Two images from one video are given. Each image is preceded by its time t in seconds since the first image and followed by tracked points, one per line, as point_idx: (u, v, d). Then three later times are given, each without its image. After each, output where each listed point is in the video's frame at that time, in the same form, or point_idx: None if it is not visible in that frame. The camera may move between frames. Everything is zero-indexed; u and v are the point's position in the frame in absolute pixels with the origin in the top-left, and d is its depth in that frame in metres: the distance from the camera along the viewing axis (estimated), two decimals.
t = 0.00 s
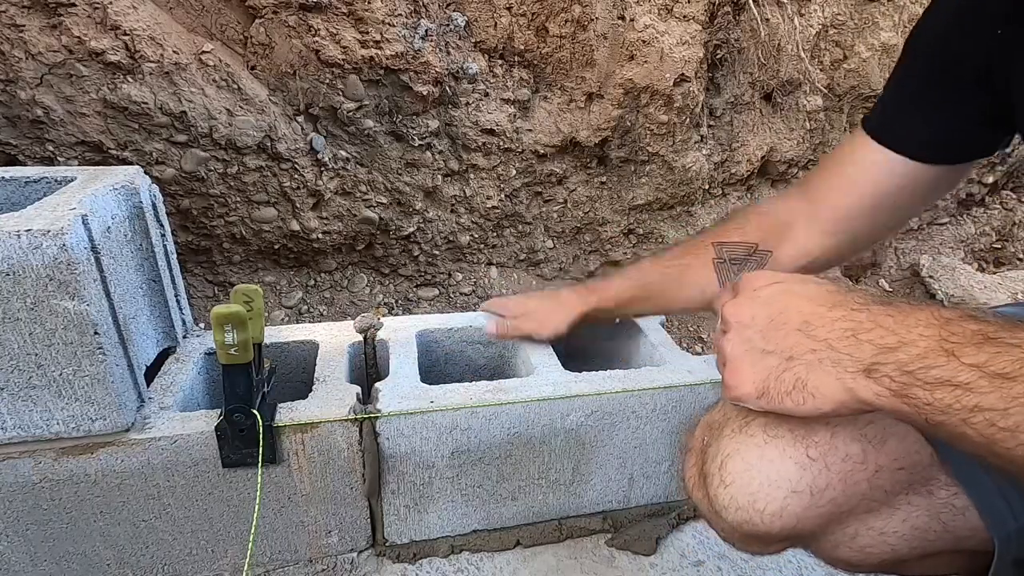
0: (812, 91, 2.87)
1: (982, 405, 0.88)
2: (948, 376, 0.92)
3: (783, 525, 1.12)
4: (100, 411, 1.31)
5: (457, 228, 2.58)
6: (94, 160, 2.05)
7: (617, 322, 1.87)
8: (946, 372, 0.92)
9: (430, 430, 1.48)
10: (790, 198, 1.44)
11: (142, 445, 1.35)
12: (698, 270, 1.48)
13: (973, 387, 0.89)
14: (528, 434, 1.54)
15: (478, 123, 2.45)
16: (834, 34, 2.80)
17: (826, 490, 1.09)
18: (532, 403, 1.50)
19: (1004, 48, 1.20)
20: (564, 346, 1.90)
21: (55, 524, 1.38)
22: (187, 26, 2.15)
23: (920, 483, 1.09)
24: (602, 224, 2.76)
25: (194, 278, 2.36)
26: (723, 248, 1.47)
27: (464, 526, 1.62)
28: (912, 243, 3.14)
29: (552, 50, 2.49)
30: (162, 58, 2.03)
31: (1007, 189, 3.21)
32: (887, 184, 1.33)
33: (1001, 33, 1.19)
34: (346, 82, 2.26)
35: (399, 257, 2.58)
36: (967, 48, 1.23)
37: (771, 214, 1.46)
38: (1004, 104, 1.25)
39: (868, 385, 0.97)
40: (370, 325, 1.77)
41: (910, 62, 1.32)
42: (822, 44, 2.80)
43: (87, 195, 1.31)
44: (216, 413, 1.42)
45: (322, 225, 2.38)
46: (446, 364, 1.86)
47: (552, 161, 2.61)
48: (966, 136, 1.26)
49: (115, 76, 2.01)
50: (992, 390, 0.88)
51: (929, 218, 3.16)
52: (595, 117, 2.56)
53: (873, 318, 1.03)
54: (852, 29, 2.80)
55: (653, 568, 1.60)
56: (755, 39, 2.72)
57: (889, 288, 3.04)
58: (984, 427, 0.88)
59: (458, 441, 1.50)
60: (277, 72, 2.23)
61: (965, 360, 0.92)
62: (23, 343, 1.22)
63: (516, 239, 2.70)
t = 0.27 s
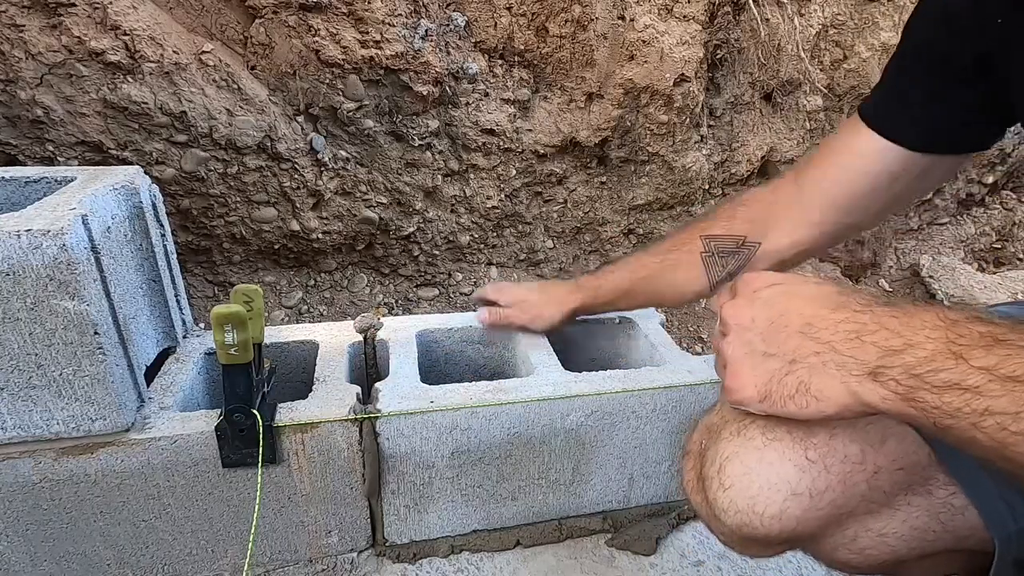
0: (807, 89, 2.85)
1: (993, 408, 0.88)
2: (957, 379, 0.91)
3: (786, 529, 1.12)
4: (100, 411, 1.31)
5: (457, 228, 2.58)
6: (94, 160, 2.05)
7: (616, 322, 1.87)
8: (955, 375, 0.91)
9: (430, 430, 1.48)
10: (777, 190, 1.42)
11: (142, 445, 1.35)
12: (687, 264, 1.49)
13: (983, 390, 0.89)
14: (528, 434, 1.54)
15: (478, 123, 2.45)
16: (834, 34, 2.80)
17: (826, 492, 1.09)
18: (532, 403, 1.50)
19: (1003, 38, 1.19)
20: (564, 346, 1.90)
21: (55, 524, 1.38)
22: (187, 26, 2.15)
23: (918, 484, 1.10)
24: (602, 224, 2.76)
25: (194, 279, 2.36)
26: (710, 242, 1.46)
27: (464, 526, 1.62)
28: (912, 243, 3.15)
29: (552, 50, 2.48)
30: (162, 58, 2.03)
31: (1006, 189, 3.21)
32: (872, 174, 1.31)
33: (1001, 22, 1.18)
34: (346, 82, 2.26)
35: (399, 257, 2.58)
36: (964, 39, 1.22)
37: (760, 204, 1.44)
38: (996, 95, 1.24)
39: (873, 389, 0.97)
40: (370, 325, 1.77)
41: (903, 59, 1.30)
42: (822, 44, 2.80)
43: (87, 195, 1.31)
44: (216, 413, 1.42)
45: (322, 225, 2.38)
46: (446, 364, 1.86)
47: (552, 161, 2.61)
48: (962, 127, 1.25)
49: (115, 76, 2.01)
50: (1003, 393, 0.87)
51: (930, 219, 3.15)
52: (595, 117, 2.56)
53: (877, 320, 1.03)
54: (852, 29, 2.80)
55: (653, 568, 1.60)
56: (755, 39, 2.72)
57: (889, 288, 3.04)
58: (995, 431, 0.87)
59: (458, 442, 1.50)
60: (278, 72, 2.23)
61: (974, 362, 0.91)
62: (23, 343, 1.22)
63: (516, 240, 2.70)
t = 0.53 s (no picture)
0: (807, 89, 2.86)
1: (996, 387, 0.81)
2: (955, 363, 0.85)
3: (768, 514, 1.06)
4: (100, 411, 1.31)
5: (457, 228, 2.58)
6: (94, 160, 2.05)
7: (616, 322, 1.87)
8: (952, 361, 0.85)
9: (430, 430, 1.48)
10: (801, 165, 1.28)
11: (142, 445, 1.35)
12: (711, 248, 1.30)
13: (984, 371, 0.83)
14: (528, 434, 1.54)
15: (478, 123, 2.45)
16: (834, 34, 2.80)
17: (805, 473, 1.03)
18: (532, 403, 1.50)
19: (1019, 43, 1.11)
20: (564, 347, 1.90)
21: (55, 524, 1.38)
22: (187, 26, 2.15)
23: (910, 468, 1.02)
24: (602, 224, 2.76)
25: (194, 279, 2.36)
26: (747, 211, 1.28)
27: (464, 526, 1.62)
28: (912, 243, 3.15)
29: (552, 50, 2.49)
30: (162, 58, 2.03)
31: (1007, 189, 3.21)
32: (906, 148, 1.18)
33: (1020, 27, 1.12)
34: (346, 82, 2.26)
35: (399, 257, 2.58)
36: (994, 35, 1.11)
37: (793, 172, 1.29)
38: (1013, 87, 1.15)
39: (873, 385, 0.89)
40: (369, 325, 1.77)
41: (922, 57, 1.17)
42: (822, 44, 2.80)
43: (87, 195, 1.31)
44: (216, 413, 1.42)
45: (322, 225, 2.38)
46: (446, 364, 1.86)
47: (552, 161, 2.61)
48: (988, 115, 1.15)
49: (115, 76, 2.01)
50: (1005, 372, 0.81)
51: (930, 218, 3.16)
52: (595, 117, 2.56)
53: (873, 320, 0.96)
54: (852, 29, 2.80)
55: (653, 568, 1.60)
56: (755, 39, 2.72)
57: (889, 288, 3.05)
58: (996, 409, 0.80)
59: (458, 442, 1.50)
60: (278, 72, 2.23)
61: (971, 348, 0.85)
62: (23, 343, 1.22)
63: (515, 240, 2.70)
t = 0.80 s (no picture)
0: (808, 89, 2.86)
1: None
2: None
3: (746, 495, 0.95)
4: (100, 411, 1.31)
5: (457, 228, 2.58)
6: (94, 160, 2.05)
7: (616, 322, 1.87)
8: None
9: (430, 430, 1.48)
10: (802, 183, 1.31)
11: (142, 445, 1.35)
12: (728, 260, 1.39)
13: None
14: (528, 434, 1.54)
15: (478, 123, 2.45)
16: (834, 34, 2.80)
17: (783, 453, 0.90)
18: (532, 403, 1.50)
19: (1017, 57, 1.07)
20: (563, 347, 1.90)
21: (55, 524, 1.38)
22: (187, 27, 2.15)
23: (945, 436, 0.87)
24: (602, 224, 2.76)
25: (194, 279, 2.36)
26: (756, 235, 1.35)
27: (463, 526, 1.62)
28: (912, 243, 3.15)
29: (552, 50, 2.49)
30: (162, 58, 2.03)
31: (1006, 189, 3.22)
32: (923, 159, 1.16)
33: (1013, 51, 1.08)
34: (346, 82, 2.26)
35: (399, 257, 2.58)
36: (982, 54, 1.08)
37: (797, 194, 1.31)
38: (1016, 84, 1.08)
39: None
40: (369, 325, 1.77)
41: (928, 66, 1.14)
42: (822, 44, 2.80)
43: (87, 196, 1.31)
44: (216, 413, 1.42)
45: (322, 225, 2.38)
46: (446, 364, 1.86)
47: (552, 161, 2.61)
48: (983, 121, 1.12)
49: (115, 76, 2.01)
50: None
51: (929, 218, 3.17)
52: (595, 117, 2.56)
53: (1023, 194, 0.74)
54: (852, 29, 2.80)
55: (653, 568, 1.60)
56: (755, 39, 2.72)
57: (889, 288, 3.05)
58: None
59: (458, 441, 1.50)
60: (278, 72, 2.23)
61: None
62: (23, 343, 1.22)
63: (515, 239, 2.71)
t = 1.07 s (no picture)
0: (808, 89, 2.86)
1: None
2: None
3: (746, 516, 0.92)
4: (100, 411, 1.31)
5: (457, 228, 2.58)
6: (94, 160, 2.05)
7: (616, 322, 1.87)
8: None
9: (430, 430, 1.48)
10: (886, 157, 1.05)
11: (142, 445, 1.35)
12: (809, 222, 1.05)
13: None
14: (528, 434, 1.54)
15: (478, 123, 2.45)
16: (834, 34, 2.80)
17: (772, 470, 0.88)
18: (532, 403, 1.50)
19: None
20: (563, 347, 1.90)
21: (55, 524, 1.38)
22: (187, 27, 2.15)
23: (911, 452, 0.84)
24: (603, 224, 2.76)
25: (194, 279, 2.36)
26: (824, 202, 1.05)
27: (463, 526, 1.62)
28: (912, 243, 3.16)
29: (552, 50, 2.49)
30: (162, 58, 2.03)
31: (1006, 188, 3.23)
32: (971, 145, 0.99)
33: None
34: (346, 82, 2.26)
35: (399, 257, 2.58)
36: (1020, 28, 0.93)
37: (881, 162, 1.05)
38: None
39: None
40: (369, 325, 1.77)
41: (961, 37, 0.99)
42: (822, 44, 2.80)
43: (87, 196, 1.31)
44: (216, 412, 1.42)
45: (322, 225, 2.38)
46: (446, 364, 1.86)
47: (552, 161, 2.61)
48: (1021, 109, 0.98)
49: (115, 76, 2.01)
50: None
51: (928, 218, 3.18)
52: (595, 117, 2.56)
53: None
54: (852, 30, 2.80)
55: (653, 569, 1.60)
56: (755, 39, 2.72)
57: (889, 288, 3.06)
58: None
59: (458, 441, 1.50)
60: (278, 72, 2.23)
61: None
62: (23, 343, 1.22)
63: (515, 239, 2.71)
